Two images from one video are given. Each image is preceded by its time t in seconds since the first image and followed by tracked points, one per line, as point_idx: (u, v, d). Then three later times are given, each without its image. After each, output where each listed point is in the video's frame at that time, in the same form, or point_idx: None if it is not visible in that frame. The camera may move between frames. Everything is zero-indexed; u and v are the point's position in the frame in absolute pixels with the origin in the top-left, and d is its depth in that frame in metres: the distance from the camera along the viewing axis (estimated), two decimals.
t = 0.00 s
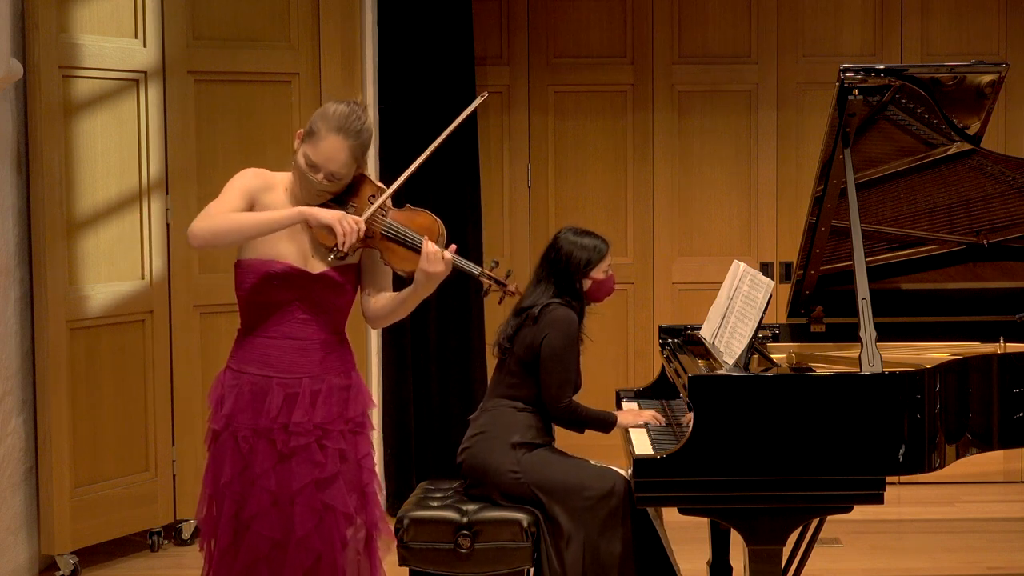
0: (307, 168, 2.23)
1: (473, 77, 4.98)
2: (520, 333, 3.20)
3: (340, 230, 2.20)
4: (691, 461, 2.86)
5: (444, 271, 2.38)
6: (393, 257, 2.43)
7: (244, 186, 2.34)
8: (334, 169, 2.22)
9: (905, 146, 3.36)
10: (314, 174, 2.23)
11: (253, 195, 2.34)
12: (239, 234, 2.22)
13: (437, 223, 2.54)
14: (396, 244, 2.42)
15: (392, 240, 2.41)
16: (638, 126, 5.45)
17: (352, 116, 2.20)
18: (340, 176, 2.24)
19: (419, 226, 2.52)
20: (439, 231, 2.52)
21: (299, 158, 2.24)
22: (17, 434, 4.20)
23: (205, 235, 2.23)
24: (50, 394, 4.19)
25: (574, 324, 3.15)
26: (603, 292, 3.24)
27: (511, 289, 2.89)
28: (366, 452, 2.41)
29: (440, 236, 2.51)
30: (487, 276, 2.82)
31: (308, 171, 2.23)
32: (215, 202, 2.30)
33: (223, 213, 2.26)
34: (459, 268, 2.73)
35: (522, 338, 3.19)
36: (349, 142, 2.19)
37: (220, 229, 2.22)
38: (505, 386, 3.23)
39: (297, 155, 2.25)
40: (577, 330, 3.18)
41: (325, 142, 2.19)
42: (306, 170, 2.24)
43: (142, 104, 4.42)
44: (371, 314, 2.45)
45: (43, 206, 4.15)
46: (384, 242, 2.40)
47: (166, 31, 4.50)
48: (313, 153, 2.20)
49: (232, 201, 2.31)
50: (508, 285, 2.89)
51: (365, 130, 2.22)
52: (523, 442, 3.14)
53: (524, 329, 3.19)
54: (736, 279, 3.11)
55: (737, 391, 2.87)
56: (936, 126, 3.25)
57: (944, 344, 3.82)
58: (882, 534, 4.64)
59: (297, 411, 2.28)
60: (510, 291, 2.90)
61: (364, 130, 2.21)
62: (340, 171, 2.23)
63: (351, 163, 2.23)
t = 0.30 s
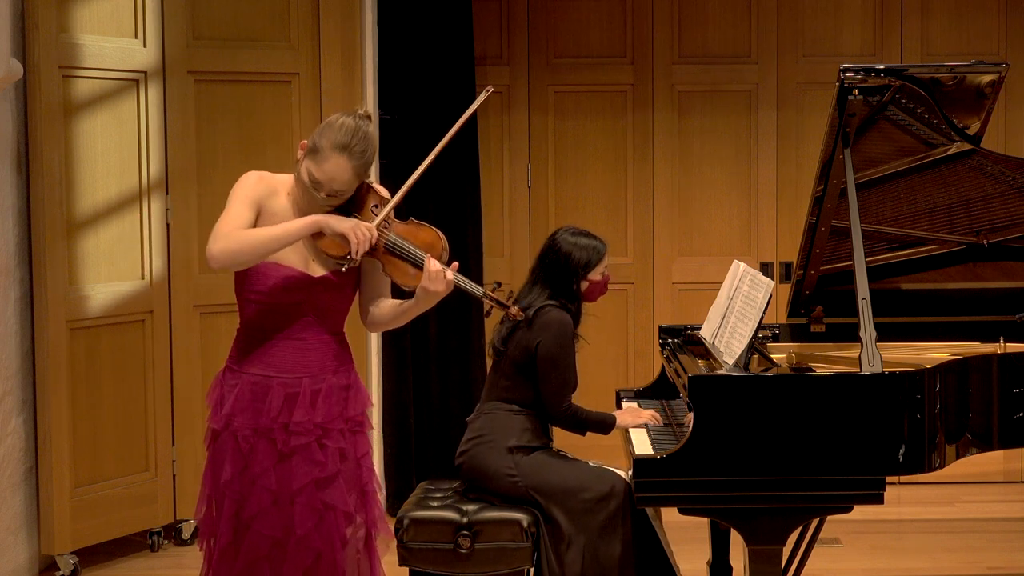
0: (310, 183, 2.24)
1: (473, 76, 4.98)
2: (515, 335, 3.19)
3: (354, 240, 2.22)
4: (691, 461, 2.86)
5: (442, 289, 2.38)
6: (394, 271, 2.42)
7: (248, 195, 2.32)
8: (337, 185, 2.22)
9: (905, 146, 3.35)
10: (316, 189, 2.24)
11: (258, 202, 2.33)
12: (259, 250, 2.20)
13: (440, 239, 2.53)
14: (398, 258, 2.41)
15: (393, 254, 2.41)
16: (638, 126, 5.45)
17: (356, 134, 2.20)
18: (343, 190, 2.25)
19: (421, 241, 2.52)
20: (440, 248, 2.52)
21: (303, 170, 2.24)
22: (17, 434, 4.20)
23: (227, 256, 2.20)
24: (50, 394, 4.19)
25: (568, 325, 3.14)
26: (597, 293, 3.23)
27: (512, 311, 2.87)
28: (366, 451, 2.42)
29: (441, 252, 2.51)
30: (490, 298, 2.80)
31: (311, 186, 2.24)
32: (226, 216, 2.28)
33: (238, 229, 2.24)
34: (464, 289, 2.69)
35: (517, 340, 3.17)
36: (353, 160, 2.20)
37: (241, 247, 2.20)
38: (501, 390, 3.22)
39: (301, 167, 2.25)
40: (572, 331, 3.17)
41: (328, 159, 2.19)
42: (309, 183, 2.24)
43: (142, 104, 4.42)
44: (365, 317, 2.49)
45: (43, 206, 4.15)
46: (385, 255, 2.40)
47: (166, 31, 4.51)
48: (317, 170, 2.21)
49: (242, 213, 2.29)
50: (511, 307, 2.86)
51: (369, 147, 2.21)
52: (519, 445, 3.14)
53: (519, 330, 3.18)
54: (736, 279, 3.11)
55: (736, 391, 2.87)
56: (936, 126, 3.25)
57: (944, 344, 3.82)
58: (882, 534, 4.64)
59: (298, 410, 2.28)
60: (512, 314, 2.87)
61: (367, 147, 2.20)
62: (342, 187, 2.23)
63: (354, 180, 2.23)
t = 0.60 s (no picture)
0: (309, 187, 2.24)
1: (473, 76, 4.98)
2: (505, 336, 3.18)
3: (362, 238, 2.22)
4: (691, 461, 2.86)
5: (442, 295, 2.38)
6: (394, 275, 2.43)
7: (252, 201, 2.33)
8: (336, 189, 2.22)
9: (905, 146, 3.35)
10: (315, 193, 2.24)
11: (262, 207, 2.33)
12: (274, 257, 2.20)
13: (440, 244, 2.54)
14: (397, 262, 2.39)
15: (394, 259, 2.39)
16: (638, 126, 5.45)
17: (356, 139, 2.19)
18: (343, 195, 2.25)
19: (422, 247, 2.52)
20: (441, 255, 2.53)
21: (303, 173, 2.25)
22: (17, 434, 4.20)
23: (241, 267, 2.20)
24: (50, 394, 4.19)
25: (559, 324, 3.13)
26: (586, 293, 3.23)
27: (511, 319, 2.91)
28: (366, 450, 2.42)
29: (441, 258, 2.51)
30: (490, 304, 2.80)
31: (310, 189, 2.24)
32: (234, 226, 2.28)
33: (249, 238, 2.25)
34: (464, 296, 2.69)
35: (508, 341, 3.16)
36: (351, 165, 2.19)
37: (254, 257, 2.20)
38: (497, 392, 3.21)
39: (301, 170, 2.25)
40: (563, 331, 3.16)
41: (327, 163, 2.19)
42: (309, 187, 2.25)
43: (142, 104, 4.42)
44: (366, 317, 2.49)
45: (43, 206, 4.15)
46: (387, 260, 2.40)
47: (166, 31, 4.50)
48: (316, 175, 2.21)
49: (250, 221, 2.30)
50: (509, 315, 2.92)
51: (368, 152, 2.21)
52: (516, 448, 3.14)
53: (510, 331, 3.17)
54: (736, 279, 3.11)
55: (737, 391, 2.87)
56: (936, 126, 3.25)
57: (944, 344, 3.82)
58: (882, 534, 4.64)
59: (298, 410, 2.29)
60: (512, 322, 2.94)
61: (366, 152, 2.20)
62: (342, 191, 2.23)
63: (354, 184, 2.23)
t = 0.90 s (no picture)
0: (304, 177, 2.24)
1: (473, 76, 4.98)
2: (496, 339, 3.18)
3: (368, 225, 2.20)
4: (691, 461, 2.86)
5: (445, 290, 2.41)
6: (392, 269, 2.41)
7: (251, 201, 2.33)
8: (331, 176, 2.22)
9: (905, 146, 3.35)
10: (311, 182, 2.24)
11: (261, 206, 2.34)
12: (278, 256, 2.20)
13: (438, 235, 2.51)
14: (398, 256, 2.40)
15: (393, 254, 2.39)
16: (638, 126, 5.45)
17: (349, 126, 2.20)
18: (338, 183, 2.24)
19: (420, 241, 2.50)
20: (439, 247, 2.50)
21: (298, 164, 2.25)
22: (17, 434, 4.19)
23: (247, 267, 2.21)
24: (50, 394, 4.19)
25: (550, 323, 3.13)
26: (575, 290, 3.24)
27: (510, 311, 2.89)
28: (367, 451, 2.41)
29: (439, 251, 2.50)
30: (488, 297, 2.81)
31: (306, 179, 2.24)
32: (236, 227, 2.29)
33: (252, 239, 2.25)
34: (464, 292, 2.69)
35: (500, 343, 3.16)
36: (345, 150, 2.19)
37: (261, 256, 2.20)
38: (492, 394, 3.20)
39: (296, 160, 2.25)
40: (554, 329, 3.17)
41: (320, 150, 2.19)
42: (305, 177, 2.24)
43: (142, 103, 4.42)
44: (366, 315, 2.50)
45: (43, 206, 4.15)
46: (385, 255, 2.40)
47: (166, 31, 4.51)
48: (310, 163, 2.21)
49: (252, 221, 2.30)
50: (508, 307, 2.89)
51: (362, 138, 2.21)
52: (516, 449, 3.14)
53: (501, 333, 3.17)
54: (736, 279, 3.11)
55: (737, 391, 2.87)
56: (936, 126, 3.25)
57: (944, 344, 3.82)
58: (882, 534, 4.64)
59: (299, 410, 2.29)
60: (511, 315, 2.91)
61: (360, 138, 2.20)
62: (337, 178, 2.23)
63: (349, 171, 2.23)
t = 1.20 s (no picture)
0: (302, 169, 2.24)
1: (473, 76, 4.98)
2: (489, 340, 3.18)
3: (357, 226, 2.21)
4: (691, 461, 2.86)
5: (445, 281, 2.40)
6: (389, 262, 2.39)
7: (247, 200, 2.35)
8: (331, 167, 2.22)
9: (905, 146, 3.35)
10: (310, 174, 2.24)
11: (257, 206, 2.35)
12: (265, 256, 2.20)
13: (436, 228, 2.51)
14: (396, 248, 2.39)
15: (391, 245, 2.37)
16: (638, 126, 5.45)
17: (345, 116, 2.22)
18: (337, 174, 2.25)
19: (419, 233, 2.49)
20: (439, 238, 2.50)
21: (296, 162, 2.26)
22: (17, 434, 4.19)
23: (233, 263, 2.21)
24: (50, 393, 4.19)
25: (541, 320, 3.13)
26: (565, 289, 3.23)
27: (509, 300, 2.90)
28: (369, 451, 2.42)
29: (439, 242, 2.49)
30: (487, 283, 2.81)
31: (304, 172, 2.25)
32: (228, 227, 2.30)
33: (241, 237, 2.26)
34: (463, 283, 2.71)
35: (493, 345, 3.17)
36: (343, 139, 2.21)
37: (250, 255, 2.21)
38: (489, 396, 3.21)
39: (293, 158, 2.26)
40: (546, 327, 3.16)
41: (318, 140, 2.20)
42: (303, 172, 2.25)
43: (142, 103, 4.42)
44: (366, 312, 2.49)
45: (43, 206, 4.15)
46: (383, 247, 2.38)
47: (166, 31, 4.50)
48: (308, 154, 2.22)
49: (245, 220, 2.32)
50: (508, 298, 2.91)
51: (359, 127, 2.23)
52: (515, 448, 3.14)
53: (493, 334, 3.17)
54: (736, 279, 3.11)
55: (737, 391, 2.87)
56: (936, 126, 3.25)
57: (944, 344, 3.82)
58: (882, 534, 4.64)
59: (299, 410, 2.29)
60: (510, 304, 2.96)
61: (357, 126, 2.22)
62: (337, 168, 2.23)
63: (348, 161, 2.23)
